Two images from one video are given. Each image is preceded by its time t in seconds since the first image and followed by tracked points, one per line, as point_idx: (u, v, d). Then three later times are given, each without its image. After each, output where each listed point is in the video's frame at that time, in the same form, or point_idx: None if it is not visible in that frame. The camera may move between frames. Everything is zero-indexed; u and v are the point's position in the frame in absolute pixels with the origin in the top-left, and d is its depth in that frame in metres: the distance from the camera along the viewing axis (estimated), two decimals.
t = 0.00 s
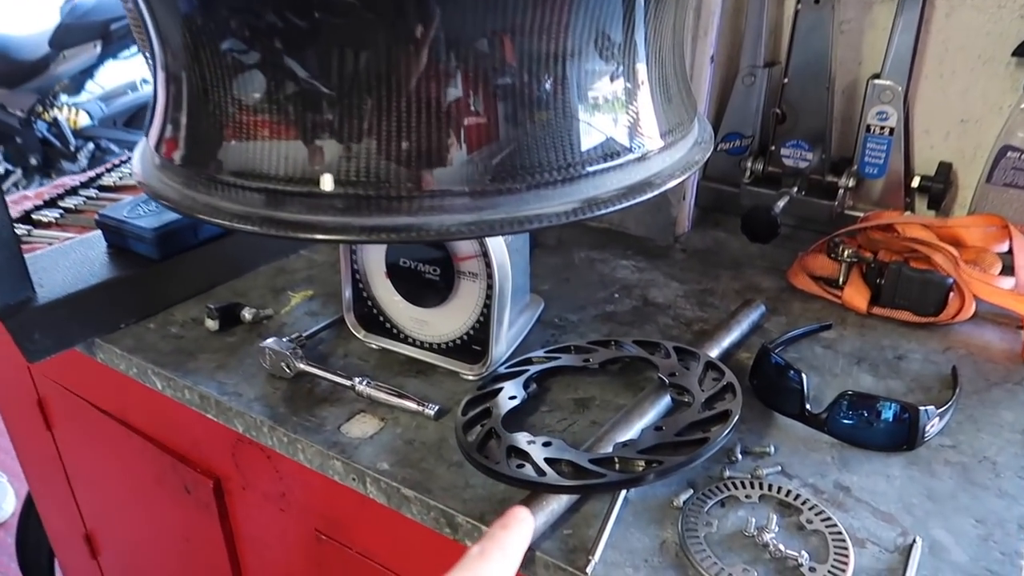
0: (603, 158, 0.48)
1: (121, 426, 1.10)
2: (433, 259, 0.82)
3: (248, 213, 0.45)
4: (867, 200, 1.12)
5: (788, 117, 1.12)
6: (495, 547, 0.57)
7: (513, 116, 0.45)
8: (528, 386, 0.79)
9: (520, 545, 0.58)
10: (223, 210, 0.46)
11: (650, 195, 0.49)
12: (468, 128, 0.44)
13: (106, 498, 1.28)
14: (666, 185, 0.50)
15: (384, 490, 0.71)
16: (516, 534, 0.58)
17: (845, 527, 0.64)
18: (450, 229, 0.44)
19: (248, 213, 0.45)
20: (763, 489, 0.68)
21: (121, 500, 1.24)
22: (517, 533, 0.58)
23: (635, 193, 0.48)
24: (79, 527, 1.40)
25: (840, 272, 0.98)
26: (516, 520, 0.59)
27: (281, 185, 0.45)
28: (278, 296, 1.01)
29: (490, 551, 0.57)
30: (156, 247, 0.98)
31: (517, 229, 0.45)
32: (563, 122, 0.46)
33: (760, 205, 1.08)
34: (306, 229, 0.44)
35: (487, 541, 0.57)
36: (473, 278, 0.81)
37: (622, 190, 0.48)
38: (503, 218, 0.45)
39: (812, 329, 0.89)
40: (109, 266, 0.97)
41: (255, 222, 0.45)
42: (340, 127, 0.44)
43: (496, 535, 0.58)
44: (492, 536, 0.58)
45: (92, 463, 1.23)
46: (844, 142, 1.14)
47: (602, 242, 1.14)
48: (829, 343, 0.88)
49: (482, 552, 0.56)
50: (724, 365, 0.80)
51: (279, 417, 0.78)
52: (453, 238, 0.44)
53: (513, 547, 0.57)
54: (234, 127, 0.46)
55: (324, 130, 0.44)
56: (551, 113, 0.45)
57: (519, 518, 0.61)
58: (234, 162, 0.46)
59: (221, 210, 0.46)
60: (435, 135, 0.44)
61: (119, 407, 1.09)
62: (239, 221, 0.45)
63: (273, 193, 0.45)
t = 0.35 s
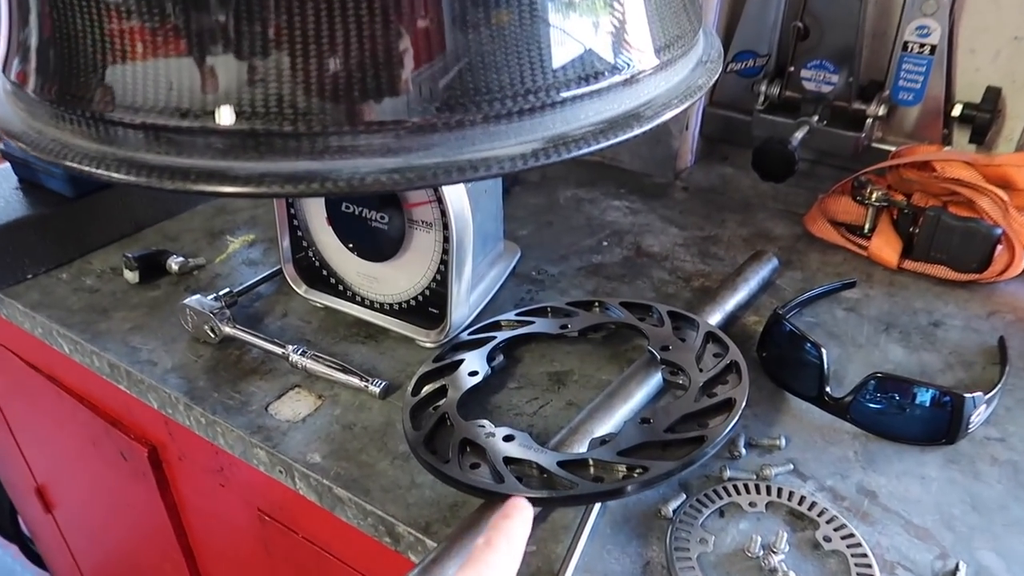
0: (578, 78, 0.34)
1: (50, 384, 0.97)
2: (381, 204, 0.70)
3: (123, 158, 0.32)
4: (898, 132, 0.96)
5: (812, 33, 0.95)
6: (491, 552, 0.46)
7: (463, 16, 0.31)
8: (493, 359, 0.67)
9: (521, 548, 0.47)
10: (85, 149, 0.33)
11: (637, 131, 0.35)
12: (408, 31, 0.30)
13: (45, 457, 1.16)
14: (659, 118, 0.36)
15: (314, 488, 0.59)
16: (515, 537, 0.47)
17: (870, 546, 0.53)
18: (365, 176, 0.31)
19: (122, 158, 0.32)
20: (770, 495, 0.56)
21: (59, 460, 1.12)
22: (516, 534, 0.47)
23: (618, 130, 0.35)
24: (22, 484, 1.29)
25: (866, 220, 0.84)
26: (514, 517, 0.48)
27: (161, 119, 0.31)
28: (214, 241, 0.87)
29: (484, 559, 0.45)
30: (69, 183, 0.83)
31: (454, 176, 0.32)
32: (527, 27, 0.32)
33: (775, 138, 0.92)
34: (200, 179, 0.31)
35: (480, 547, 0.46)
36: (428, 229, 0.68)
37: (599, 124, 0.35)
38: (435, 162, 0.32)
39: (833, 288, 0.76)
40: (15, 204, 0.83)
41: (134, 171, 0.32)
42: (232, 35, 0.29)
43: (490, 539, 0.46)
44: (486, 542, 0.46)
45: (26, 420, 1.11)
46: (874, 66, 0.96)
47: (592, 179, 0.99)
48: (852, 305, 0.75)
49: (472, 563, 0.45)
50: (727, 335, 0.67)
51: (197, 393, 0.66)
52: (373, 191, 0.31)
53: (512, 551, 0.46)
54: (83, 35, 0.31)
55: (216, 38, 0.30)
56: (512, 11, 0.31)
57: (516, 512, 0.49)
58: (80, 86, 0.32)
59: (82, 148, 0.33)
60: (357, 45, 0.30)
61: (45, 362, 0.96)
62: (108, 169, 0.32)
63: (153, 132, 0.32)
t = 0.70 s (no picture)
0: (598, 24, 0.29)
1: (33, 337, 0.93)
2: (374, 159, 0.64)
3: (70, 109, 0.28)
4: (940, 84, 0.88)
5: None
6: (494, 483, 0.38)
7: None
8: (495, 331, 0.62)
9: (525, 464, 0.40)
10: (31, 99, 0.29)
11: (664, 86, 0.30)
12: None
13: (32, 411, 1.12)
14: (691, 71, 0.31)
15: (298, 469, 0.54)
16: (516, 455, 0.39)
17: (901, 551, 0.48)
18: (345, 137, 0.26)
19: (70, 110, 0.28)
20: (792, 491, 0.51)
21: (46, 415, 1.08)
22: (517, 452, 0.39)
23: (643, 85, 0.29)
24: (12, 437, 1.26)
25: (903, 181, 0.77)
26: (511, 433, 0.40)
27: (117, 67, 0.27)
28: (200, 191, 0.82)
29: (487, 496, 0.38)
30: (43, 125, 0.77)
31: (449, 139, 0.27)
32: None
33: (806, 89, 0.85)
34: (155, 137, 0.27)
35: (480, 478, 0.39)
36: (425, 187, 0.62)
37: (621, 78, 0.30)
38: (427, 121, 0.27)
39: (865, 258, 0.70)
40: None
41: (81, 126, 0.28)
42: None
43: (490, 466, 0.39)
44: (485, 471, 0.39)
45: (12, 373, 1.07)
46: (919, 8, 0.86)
47: (606, 130, 0.93)
48: (885, 277, 0.69)
49: (475, 502, 0.38)
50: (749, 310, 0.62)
51: (176, 360, 0.61)
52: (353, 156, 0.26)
53: (516, 474, 0.39)
54: None
55: None
56: None
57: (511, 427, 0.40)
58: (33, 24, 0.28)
59: (28, 98, 0.29)
60: None
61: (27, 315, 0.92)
62: (54, 123, 0.28)
63: (107, 81, 0.28)
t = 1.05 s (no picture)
0: None
1: (23, 294, 0.92)
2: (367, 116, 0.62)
3: (47, 59, 0.27)
4: (949, 44, 0.86)
5: None
6: (487, 458, 0.38)
7: None
8: (491, 293, 0.61)
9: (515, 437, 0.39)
10: (5, 46, 0.27)
11: (670, 41, 0.29)
12: None
13: (22, 371, 1.11)
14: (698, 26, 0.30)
15: (292, 432, 0.54)
16: (506, 427, 0.39)
17: (899, 519, 0.47)
18: (336, 91, 0.25)
19: (48, 59, 0.27)
20: (791, 457, 0.51)
21: (38, 375, 1.07)
22: (507, 425, 0.39)
23: (650, 38, 0.28)
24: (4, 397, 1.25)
25: (910, 143, 0.76)
26: (500, 404, 0.40)
27: (95, 13, 0.26)
28: (191, 147, 0.80)
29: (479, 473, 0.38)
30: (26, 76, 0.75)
31: (445, 94, 0.25)
32: None
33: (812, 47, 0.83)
34: (138, 88, 0.26)
35: (472, 454, 0.39)
36: (420, 145, 0.61)
37: (626, 31, 0.28)
38: (422, 75, 0.25)
39: (869, 222, 0.69)
40: None
41: (60, 76, 0.26)
42: None
43: (482, 441, 0.38)
44: (476, 447, 0.39)
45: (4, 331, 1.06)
46: None
47: (607, 88, 0.91)
48: (888, 241, 0.68)
49: (468, 481, 0.38)
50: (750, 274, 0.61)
51: (167, 321, 0.60)
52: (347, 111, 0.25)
53: (508, 447, 0.39)
54: None
55: None
56: None
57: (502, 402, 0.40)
58: None
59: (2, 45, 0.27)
60: None
61: (17, 273, 0.90)
62: (31, 73, 0.26)
63: (85, 28, 0.26)
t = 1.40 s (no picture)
0: None
1: (31, 279, 0.93)
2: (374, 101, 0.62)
3: (60, 44, 0.27)
4: (956, 33, 0.86)
5: None
6: (495, 463, 0.41)
7: None
8: (497, 279, 0.61)
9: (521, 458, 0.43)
10: (19, 31, 0.28)
11: (676, 27, 0.29)
12: None
13: (30, 355, 1.12)
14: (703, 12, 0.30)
15: (299, 416, 0.54)
16: (514, 442, 0.42)
17: (900, 503, 0.48)
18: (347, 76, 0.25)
19: (60, 44, 0.27)
20: (793, 443, 0.51)
21: (46, 359, 1.08)
22: (516, 441, 0.43)
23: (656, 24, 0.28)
24: (11, 381, 1.26)
25: (915, 131, 0.76)
26: (511, 424, 0.44)
27: None
28: (198, 133, 0.80)
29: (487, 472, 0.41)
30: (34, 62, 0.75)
31: (453, 79, 0.26)
32: None
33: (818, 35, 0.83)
34: (150, 73, 0.26)
35: (481, 458, 0.41)
36: (427, 132, 0.61)
37: (633, 18, 0.28)
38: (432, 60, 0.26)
39: (873, 210, 0.69)
40: None
41: (72, 61, 0.27)
42: None
43: (491, 449, 0.42)
44: (485, 453, 0.42)
45: (12, 316, 1.06)
46: None
47: (612, 76, 0.91)
48: (893, 229, 0.68)
49: (475, 480, 0.41)
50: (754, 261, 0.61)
51: (175, 306, 0.61)
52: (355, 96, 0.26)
53: (515, 460, 0.42)
54: None
55: None
56: None
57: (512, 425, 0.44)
58: None
59: (15, 30, 0.28)
60: None
61: (26, 258, 0.91)
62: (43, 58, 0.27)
63: (97, 13, 0.26)
